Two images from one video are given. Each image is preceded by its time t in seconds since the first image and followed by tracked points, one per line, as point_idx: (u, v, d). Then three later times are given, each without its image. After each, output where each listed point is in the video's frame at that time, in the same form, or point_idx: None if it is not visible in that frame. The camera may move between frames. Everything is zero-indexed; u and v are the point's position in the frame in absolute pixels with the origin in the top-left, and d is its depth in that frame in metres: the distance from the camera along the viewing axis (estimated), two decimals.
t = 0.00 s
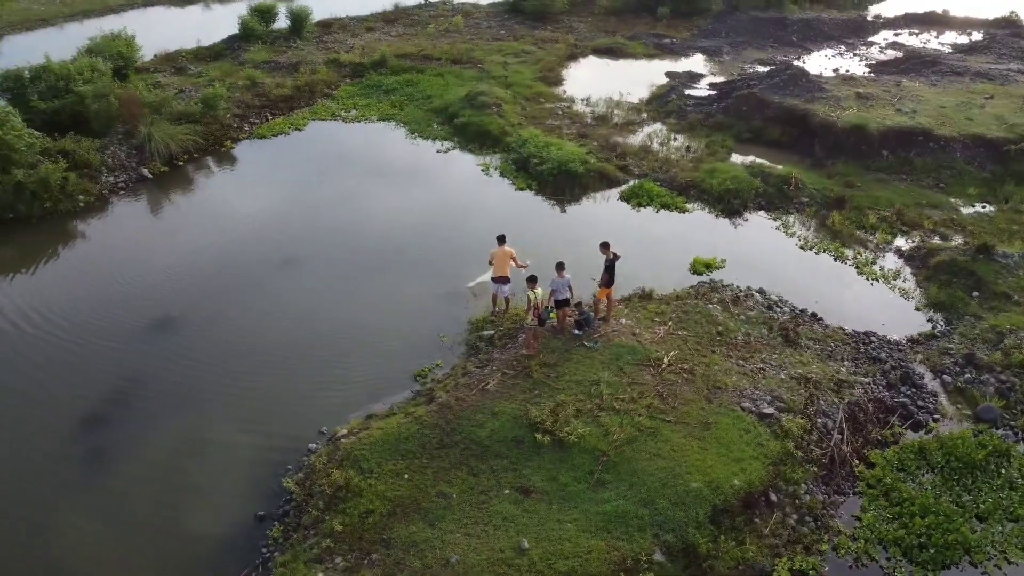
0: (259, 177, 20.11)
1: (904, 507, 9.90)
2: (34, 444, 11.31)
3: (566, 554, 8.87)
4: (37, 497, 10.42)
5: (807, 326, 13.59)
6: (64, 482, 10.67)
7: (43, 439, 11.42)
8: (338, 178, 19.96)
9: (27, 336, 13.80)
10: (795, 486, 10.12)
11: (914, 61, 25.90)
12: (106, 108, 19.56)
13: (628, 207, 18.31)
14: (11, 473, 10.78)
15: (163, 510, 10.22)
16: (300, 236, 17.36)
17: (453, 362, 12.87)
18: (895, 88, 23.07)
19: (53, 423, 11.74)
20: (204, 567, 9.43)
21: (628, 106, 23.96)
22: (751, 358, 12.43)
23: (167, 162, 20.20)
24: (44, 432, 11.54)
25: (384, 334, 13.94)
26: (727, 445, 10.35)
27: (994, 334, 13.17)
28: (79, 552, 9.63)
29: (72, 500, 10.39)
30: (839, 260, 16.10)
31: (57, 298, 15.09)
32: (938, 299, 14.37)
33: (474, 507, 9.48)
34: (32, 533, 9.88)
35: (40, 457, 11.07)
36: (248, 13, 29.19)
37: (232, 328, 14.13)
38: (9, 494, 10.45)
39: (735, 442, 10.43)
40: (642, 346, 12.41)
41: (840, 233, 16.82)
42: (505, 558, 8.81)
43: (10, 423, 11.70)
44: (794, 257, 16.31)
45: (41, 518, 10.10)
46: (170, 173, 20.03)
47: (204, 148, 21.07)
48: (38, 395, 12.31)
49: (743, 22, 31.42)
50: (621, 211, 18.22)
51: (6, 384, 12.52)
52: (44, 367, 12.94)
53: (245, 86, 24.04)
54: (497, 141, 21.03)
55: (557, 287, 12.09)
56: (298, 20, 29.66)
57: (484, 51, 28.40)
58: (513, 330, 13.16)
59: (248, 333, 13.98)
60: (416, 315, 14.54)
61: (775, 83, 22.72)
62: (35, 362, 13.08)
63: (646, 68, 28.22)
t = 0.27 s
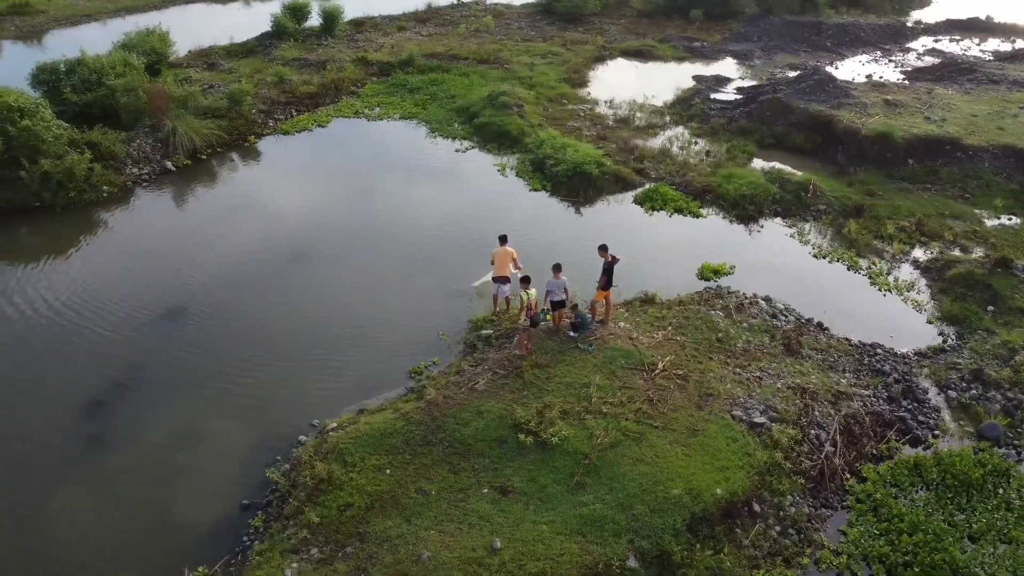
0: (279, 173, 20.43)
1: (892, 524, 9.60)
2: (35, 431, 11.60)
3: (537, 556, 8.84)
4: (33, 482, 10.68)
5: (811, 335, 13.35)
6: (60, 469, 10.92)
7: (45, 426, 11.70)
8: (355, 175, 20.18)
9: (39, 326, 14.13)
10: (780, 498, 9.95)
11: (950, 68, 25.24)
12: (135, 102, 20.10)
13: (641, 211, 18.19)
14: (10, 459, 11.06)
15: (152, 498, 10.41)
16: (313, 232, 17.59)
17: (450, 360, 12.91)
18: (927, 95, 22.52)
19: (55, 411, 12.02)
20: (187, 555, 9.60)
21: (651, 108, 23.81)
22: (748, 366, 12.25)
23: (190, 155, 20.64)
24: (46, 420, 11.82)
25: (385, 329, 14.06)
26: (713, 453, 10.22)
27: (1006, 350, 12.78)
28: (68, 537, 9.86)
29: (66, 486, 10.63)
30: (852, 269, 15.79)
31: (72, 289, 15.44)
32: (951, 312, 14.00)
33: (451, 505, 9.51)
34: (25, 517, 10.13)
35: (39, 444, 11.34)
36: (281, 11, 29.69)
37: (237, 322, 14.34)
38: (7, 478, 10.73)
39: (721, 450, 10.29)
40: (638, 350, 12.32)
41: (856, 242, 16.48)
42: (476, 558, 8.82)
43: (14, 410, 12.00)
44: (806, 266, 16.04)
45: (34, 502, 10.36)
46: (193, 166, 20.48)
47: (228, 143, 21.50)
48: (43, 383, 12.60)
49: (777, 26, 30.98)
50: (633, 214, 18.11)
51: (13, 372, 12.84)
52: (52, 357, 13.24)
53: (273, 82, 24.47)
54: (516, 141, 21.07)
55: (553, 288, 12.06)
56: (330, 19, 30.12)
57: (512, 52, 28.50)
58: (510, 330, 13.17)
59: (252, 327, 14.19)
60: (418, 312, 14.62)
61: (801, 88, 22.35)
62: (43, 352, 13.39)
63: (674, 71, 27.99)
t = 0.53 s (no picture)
0: (299, 169, 20.73)
1: (878, 540, 9.28)
2: (37, 416, 11.90)
3: (507, 558, 8.83)
4: (30, 464, 10.96)
5: (814, 346, 13.09)
6: (57, 453, 11.18)
7: (47, 411, 12.00)
8: (373, 173, 20.38)
9: (52, 315, 14.49)
10: (763, 509, 9.77)
11: (988, 76, 24.54)
12: (162, 96, 20.61)
13: (654, 215, 18.04)
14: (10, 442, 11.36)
15: (141, 485, 10.62)
16: (326, 229, 17.79)
17: (446, 358, 12.95)
18: (959, 104, 21.93)
19: (58, 397, 12.31)
20: (171, 542, 9.78)
21: (675, 112, 23.62)
22: (745, 375, 12.07)
23: (214, 150, 21.03)
24: (48, 406, 12.12)
25: (387, 325, 14.17)
26: (697, 461, 10.09)
27: (1017, 367, 12.39)
28: (58, 520, 10.10)
29: (61, 470, 10.89)
30: (865, 280, 15.46)
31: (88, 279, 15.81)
32: (964, 327, 13.61)
33: (428, 502, 9.54)
34: (19, 499, 10.40)
35: (40, 428, 11.64)
36: (315, 10, 30.16)
37: (241, 315, 14.55)
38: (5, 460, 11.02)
39: (705, 458, 10.15)
40: (632, 355, 12.22)
41: (872, 252, 16.13)
42: (446, 555, 8.83)
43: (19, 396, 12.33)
44: (818, 275, 15.74)
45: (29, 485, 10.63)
46: (217, 160, 20.89)
47: (252, 138, 21.89)
48: (50, 370, 12.92)
49: (812, 31, 30.47)
50: (646, 218, 17.97)
51: (22, 359, 13.19)
52: (60, 345, 13.56)
53: (301, 80, 24.86)
54: (534, 142, 21.08)
55: (548, 290, 12.04)
56: (362, 18, 30.51)
57: (540, 53, 28.54)
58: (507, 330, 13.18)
59: (257, 321, 14.39)
60: (421, 308, 14.70)
61: (828, 94, 21.96)
62: (52, 340, 13.72)
63: (703, 74, 27.69)
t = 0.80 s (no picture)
0: (321, 165, 21.02)
1: (858, 558, 8.94)
2: (42, 400, 12.24)
3: (476, 558, 8.83)
4: (30, 447, 11.28)
5: (816, 357, 12.83)
6: (56, 436, 11.48)
7: (52, 396, 12.34)
8: (392, 170, 20.57)
9: (67, 303, 14.90)
10: (744, 520, 9.62)
11: None
12: (190, 91, 21.08)
13: (668, 219, 17.87)
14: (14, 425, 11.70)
15: (134, 471, 10.88)
16: (340, 224, 18.00)
17: (443, 356, 13.00)
18: (995, 114, 21.27)
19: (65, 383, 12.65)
20: (157, 527, 10.00)
21: (699, 115, 23.38)
22: (740, 384, 11.89)
23: (239, 144, 21.43)
24: (53, 390, 12.45)
25: (390, 322, 14.30)
26: (679, 468, 9.97)
27: None
28: (52, 502, 10.38)
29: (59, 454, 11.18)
30: (879, 292, 15.11)
31: (105, 270, 16.20)
32: (976, 343, 13.21)
33: (404, 499, 9.60)
34: (17, 480, 10.70)
35: (43, 412, 11.96)
36: (349, 8, 30.53)
37: (248, 308, 14.79)
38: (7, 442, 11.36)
39: (688, 467, 10.03)
40: (626, 359, 12.13)
41: (888, 263, 15.74)
42: (417, 551, 8.88)
43: (27, 381, 12.70)
44: (830, 285, 15.42)
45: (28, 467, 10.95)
46: (241, 154, 21.28)
47: (277, 133, 22.25)
48: (58, 357, 13.28)
49: (849, 36, 29.85)
50: (660, 222, 17.80)
51: (33, 346, 13.57)
52: (72, 334, 13.93)
53: (329, 77, 25.20)
54: (554, 143, 21.06)
55: (543, 291, 12.00)
56: (396, 17, 30.86)
57: (569, 54, 28.52)
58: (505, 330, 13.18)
59: (262, 314, 14.61)
60: (425, 306, 14.80)
61: (856, 101, 21.50)
62: (64, 328, 14.10)
63: (734, 78, 27.32)
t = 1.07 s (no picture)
0: (343, 162, 21.28)
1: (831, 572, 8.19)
2: (48, 386, 12.56)
3: (445, 555, 8.83)
4: (30, 429, 11.56)
5: (818, 367, 12.56)
6: (56, 420, 11.76)
7: (57, 383, 12.63)
8: (412, 168, 20.73)
9: (82, 294, 15.27)
10: (722, 531, 9.47)
11: None
12: (219, 86, 21.54)
13: (683, 224, 17.67)
14: (17, 409, 12.02)
15: (127, 455, 11.09)
16: (356, 220, 18.19)
17: (440, 354, 13.06)
18: None
19: (71, 370, 12.96)
20: (144, 510, 10.21)
21: (725, 119, 23.09)
22: (734, 392, 11.71)
23: (264, 138, 21.82)
24: (59, 377, 12.78)
25: (393, 317, 14.41)
26: (660, 475, 9.85)
27: None
28: (45, 482, 10.62)
29: (58, 436, 11.45)
30: (892, 304, 14.73)
31: (123, 262, 16.59)
32: (987, 360, 12.78)
33: (381, 493, 9.65)
34: (16, 458, 11.02)
35: (47, 398, 12.27)
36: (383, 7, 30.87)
37: (255, 301, 14.98)
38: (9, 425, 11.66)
39: (670, 473, 9.90)
40: (620, 362, 12.04)
41: (904, 275, 15.33)
42: (387, 546, 8.92)
43: (35, 369, 13.03)
44: (842, 294, 15.09)
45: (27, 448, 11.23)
46: (266, 148, 21.66)
47: (303, 129, 22.59)
48: (68, 346, 13.62)
49: (890, 41, 29.14)
50: (674, 226, 17.62)
51: (45, 335, 13.93)
52: (82, 323, 14.26)
53: (358, 74, 25.51)
54: (574, 145, 21.00)
55: (537, 291, 11.96)
56: (429, 16, 31.15)
57: (600, 56, 28.43)
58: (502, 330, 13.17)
59: (268, 306, 14.79)
60: (429, 302, 14.87)
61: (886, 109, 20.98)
62: (76, 318, 14.46)
63: (766, 83, 26.89)
